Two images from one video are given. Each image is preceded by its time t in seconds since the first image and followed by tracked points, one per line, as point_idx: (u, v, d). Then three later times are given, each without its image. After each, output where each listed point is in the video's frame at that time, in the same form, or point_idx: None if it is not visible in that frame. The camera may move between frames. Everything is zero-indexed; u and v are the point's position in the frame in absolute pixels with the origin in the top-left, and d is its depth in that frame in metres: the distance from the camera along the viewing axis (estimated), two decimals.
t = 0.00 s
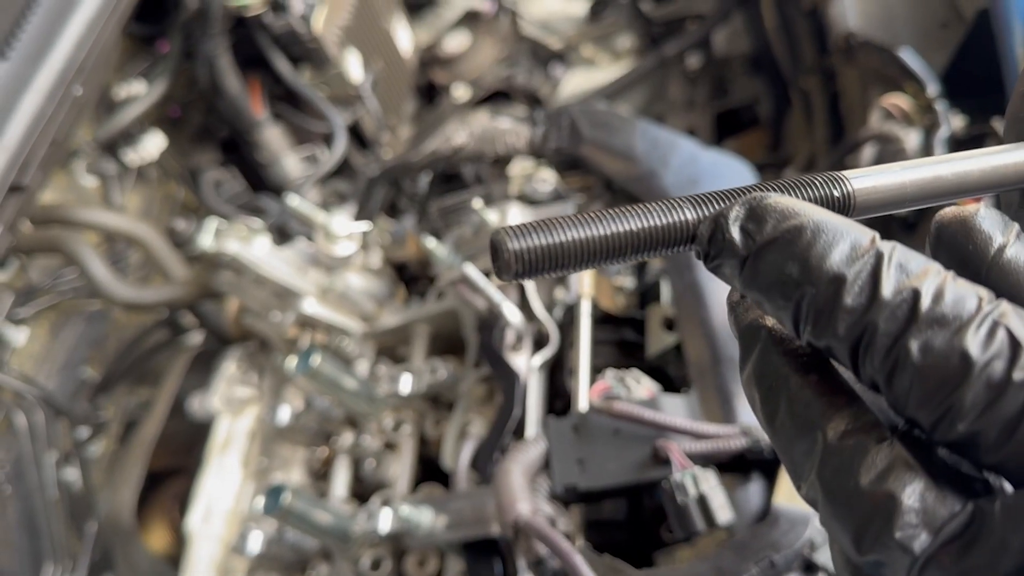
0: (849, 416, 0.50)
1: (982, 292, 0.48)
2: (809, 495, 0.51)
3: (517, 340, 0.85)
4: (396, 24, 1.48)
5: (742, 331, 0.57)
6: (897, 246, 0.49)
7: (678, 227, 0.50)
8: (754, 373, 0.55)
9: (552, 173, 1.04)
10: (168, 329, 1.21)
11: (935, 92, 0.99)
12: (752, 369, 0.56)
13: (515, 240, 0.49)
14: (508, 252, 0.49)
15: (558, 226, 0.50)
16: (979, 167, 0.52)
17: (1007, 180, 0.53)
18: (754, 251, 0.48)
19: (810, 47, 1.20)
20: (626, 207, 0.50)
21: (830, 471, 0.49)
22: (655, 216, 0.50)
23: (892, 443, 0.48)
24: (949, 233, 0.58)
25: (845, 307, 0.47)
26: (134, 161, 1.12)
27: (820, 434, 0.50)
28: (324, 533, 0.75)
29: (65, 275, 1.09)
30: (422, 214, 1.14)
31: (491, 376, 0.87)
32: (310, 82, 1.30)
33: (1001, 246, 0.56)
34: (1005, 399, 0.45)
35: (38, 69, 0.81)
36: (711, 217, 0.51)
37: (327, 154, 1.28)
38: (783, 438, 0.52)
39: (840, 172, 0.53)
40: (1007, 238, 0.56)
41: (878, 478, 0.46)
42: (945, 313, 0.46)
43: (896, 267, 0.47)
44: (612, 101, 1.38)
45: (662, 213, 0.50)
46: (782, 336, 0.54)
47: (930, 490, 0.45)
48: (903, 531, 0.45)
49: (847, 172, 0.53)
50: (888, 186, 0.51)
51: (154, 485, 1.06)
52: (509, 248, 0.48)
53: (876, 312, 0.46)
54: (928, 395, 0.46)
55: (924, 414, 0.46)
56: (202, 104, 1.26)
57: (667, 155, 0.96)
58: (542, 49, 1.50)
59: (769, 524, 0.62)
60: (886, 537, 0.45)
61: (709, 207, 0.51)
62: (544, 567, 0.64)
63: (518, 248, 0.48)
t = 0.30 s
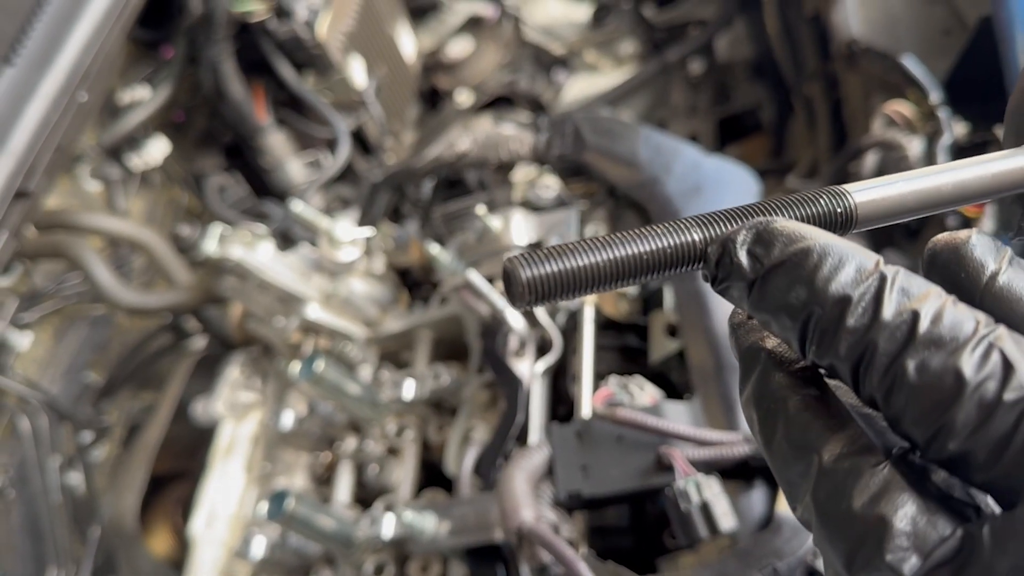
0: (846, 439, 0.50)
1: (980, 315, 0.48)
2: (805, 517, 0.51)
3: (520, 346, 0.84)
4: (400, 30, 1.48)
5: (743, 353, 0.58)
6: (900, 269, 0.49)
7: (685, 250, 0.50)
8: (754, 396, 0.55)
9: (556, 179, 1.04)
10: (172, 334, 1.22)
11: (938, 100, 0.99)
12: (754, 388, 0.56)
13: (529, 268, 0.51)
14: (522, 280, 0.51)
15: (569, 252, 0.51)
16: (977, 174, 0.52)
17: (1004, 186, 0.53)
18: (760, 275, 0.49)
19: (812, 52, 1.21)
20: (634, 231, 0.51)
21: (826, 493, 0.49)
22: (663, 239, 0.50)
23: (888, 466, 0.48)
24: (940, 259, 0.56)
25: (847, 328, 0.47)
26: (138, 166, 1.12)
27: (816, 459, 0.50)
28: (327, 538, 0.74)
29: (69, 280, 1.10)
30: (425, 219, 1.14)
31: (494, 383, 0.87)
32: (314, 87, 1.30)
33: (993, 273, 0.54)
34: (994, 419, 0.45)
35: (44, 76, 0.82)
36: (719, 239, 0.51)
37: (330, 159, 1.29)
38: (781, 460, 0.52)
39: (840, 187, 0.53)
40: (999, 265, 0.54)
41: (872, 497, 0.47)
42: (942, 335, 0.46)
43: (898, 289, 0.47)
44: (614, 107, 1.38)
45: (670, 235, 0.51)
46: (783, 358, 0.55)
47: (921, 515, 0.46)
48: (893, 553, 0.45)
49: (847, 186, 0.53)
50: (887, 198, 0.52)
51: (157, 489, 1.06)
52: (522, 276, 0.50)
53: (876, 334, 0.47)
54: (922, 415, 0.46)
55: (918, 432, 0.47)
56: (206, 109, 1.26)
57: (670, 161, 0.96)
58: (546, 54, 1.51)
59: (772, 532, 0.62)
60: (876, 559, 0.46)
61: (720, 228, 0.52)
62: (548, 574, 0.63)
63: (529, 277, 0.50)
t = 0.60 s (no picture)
0: (846, 445, 0.50)
1: (978, 323, 0.48)
2: (806, 521, 0.52)
3: (522, 349, 0.85)
4: (402, 34, 1.49)
5: (746, 359, 0.58)
6: (900, 277, 0.49)
7: (692, 258, 0.50)
8: (757, 402, 0.56)
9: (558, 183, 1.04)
10: (174, 336, 1.23)
11: (939, 103, 1.00)
12: (756, 394, 0.56)
13: (536, 274, 0.49)
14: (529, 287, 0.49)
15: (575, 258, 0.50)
16: (980, 184, 0.53)
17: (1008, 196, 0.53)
18: (764, 283, 0.49)
19: (813, 55, 1.21)
20: (641, 238, 0.50)
21: (825, 500, 0.49)
22: (669, 247, 0.50)
23: (886, 471, 0.48)
24: (939, 265, 0.55)
25: (847, 335, 0.47)
26: (140, 168, 1.13)
27: (815, 464, 0.50)
28: (330, 540, 0.75)
29: (71, 283, 1.09)
30: (427, 222, 1.15)
31: (496, 386, 0.87)
32: (316, 91, 1.30)
33: (993, 278, 0.53)
34: (991, 425, 0.45)
35: (48, 80, 0.82)
36: (723, 247, 0.51)
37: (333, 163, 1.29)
38: (781, 466, 0.52)
39: (842, 196, 0.53)
40: (998, 270, 0.53)
41: (870, 502, 0.47)
42: (939, 342, 0.46)
43: (897, 297, 0.48)
44: (616, 111, 1.38)
45: (675, 242, 0.51)
46: (784, 364, 0.55)
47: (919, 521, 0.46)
48: (891, 559, 0.45)
49: (849, 195, 0.53)
50: (889, 207, 0.52)
51: (159, 491, 1.06)
52: (529, 283, 0.49)
53: (875, 342, 0.47)
54: (920, 420, 0.46)
55: (916, 438, 0.47)
56: (208, 112, 1.27)
57: (671, 165, 0.96)
58: (547, 57, 1.49)
59: (774, 535, 0.62)
60: (874, 564, 0.46)
61: (724, 235, 0.52)
62: None
63: (539, 284, 0.48)
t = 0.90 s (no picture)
0: (848, 473, 0.52)
1: (979, 353, 0.48)
2: (809, 546, 0.53)
3: (524, 355, 0.85)
4: (405, 40, 1.49)
5: (752, 379, 0.59)
6: (902, 304, 0.50)
7: (688, 278, 0.52)
8: (763, 424, 0.57)
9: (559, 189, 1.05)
10: (177, 341, 1.23)
11: (939, 111, 1.00)
12: (764, 414, 0.57)
13: (534, 294, 0.53)
14: (527, 307, 0.53)
15: (574, 279, 0.53)
16: (988, 201, 0.53)
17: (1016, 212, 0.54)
18: (761, 306, 0.50)
19: (813, 64, 1.22)
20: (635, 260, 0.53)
21: (828, 527, 0.50)
22: (665, 268, 0.52)
23: (887, 503, 0.49)
24: (947, 291, 0.55)
25: (847, 364, 0.48)
26: (144, 174, 1.14)
27: (818, 491, 0.52)
28: (332, 544, 0.76)
29: (75, 288, 1.10)
30: (430, 228, 1.15)
31: (497, 391, 0.88)
32: (319, 98, 1.30)
33: (1001, 303, 0.53)
34: (993, 461, 0.46)
35: (53, 88, 0.83)
36: (723, 268, 0.52)
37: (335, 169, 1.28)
38: (786, 490, 0.53)
39: (846, 215, 0.54)
40: (1007, 294, 0.53)
41: (873, 531, 0.48)
42: (941, 375, 0.47)
43: (898, 326, 0.48)
44: (617, 116, 1.39)
45: (674, 263, 0.52)
46: (792, 388, 0.56)
47: (922, 553, 0.47)
48: None
49: (856, 212, 0.54)
50: (897, 225, 0.52)
51: (162, 494, 1.06)
52: (527, 302, 0.52)
53: (876, 372, 0.48)
54: (922, 453, 0.47)
55: (918, 471, 0.48)
56: (211, 117, 1.29)
57: (673, 172, 0.97)
58: (549, 64, 1.51)
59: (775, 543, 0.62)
60: None
61: (725, 256, 0.53)
62: None
63: (534, 304, 0.51)
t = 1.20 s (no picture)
0: (848, 490, 0.52)
1: (975, 374, 0.49)
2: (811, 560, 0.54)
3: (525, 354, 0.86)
4: (406, 41, 1.49)
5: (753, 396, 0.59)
6: (897, 326, 0.51)
7: (691, 299, 0.52)
8: (765, 442, 0.57)
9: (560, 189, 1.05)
10: (181, 340, 1.24)
11: (938, 112, 1.00)
12: (767, 430, 0.58)
13: (535, 317, 0.52)
14: (528, 330, 0.52)
15: (575, 301, 0.52)
16: (986, 218, 0.54)
17: (1015, 228, 0.55)
18: (760, 326, 0.51)
19: (813, 66, 1.23)
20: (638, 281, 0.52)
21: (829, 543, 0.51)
22: (667, 289, 0.52)
23: (886, 521, 0.50)
24: (948, 310, 0.56)
25: (844, 385, 0.49)
26: (147, 175, 1.14)
27: (819, 507, 0.52)
28: (335, 542, 0.77)
29: (78, 288, 1.10)
30: (431, 228, 1.16)
31: (499, 390, 0.88)
32: (320, 99, 1.29)
33: (1002, 320, 0.53)
34: (990, 483, 0.46)
35: (58, 89, 0.83)
36: (723, 288, 0.53)
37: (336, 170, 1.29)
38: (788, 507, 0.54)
39: (846, 233, 0.55)
40: (1007, 310, 0.53)
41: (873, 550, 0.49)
42: (936, 397, 0.47)
43: (894, 347, 0.49)
44: (617, 117, 1.39)
45: (675, 283, 0.53)
46: (793, 407, 0.56)
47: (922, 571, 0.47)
48: None
49: (856, 231, 0.54)
50: (896, 242, 0.53)
51: (163, 494, 1.06)
52: (529, 325, 0.51)
53: (872, 393, 0.48)
54: (918, 475, 0.47)
55: (915, 493, 0.48)
56: (213, 117, 1.30)
57: (673, 173, 0.98)
58: (550, 65, 1.54)
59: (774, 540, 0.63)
60: None
61: (725, 275, 0.54)
62: None
63: (538, 327, 0.51)
